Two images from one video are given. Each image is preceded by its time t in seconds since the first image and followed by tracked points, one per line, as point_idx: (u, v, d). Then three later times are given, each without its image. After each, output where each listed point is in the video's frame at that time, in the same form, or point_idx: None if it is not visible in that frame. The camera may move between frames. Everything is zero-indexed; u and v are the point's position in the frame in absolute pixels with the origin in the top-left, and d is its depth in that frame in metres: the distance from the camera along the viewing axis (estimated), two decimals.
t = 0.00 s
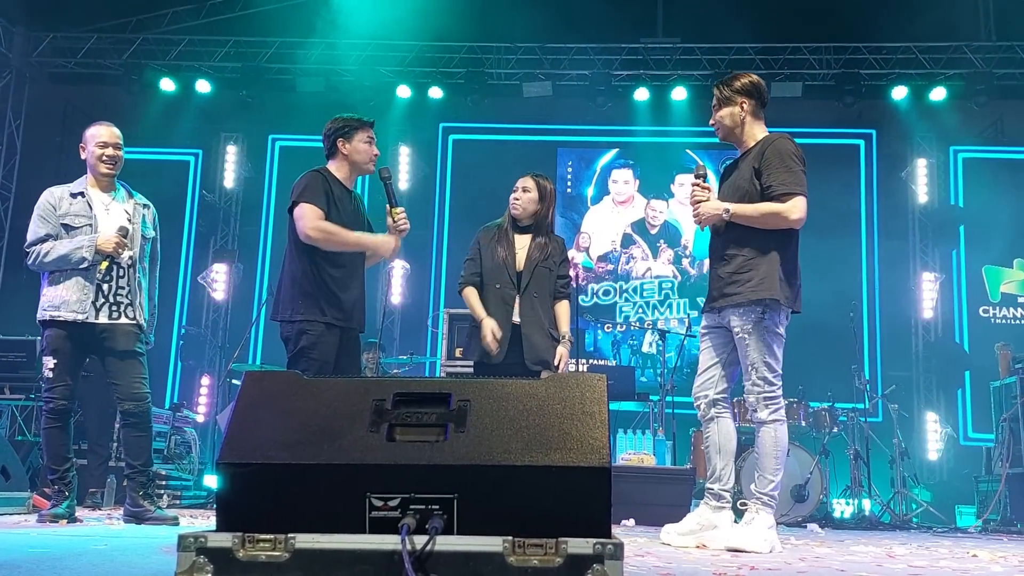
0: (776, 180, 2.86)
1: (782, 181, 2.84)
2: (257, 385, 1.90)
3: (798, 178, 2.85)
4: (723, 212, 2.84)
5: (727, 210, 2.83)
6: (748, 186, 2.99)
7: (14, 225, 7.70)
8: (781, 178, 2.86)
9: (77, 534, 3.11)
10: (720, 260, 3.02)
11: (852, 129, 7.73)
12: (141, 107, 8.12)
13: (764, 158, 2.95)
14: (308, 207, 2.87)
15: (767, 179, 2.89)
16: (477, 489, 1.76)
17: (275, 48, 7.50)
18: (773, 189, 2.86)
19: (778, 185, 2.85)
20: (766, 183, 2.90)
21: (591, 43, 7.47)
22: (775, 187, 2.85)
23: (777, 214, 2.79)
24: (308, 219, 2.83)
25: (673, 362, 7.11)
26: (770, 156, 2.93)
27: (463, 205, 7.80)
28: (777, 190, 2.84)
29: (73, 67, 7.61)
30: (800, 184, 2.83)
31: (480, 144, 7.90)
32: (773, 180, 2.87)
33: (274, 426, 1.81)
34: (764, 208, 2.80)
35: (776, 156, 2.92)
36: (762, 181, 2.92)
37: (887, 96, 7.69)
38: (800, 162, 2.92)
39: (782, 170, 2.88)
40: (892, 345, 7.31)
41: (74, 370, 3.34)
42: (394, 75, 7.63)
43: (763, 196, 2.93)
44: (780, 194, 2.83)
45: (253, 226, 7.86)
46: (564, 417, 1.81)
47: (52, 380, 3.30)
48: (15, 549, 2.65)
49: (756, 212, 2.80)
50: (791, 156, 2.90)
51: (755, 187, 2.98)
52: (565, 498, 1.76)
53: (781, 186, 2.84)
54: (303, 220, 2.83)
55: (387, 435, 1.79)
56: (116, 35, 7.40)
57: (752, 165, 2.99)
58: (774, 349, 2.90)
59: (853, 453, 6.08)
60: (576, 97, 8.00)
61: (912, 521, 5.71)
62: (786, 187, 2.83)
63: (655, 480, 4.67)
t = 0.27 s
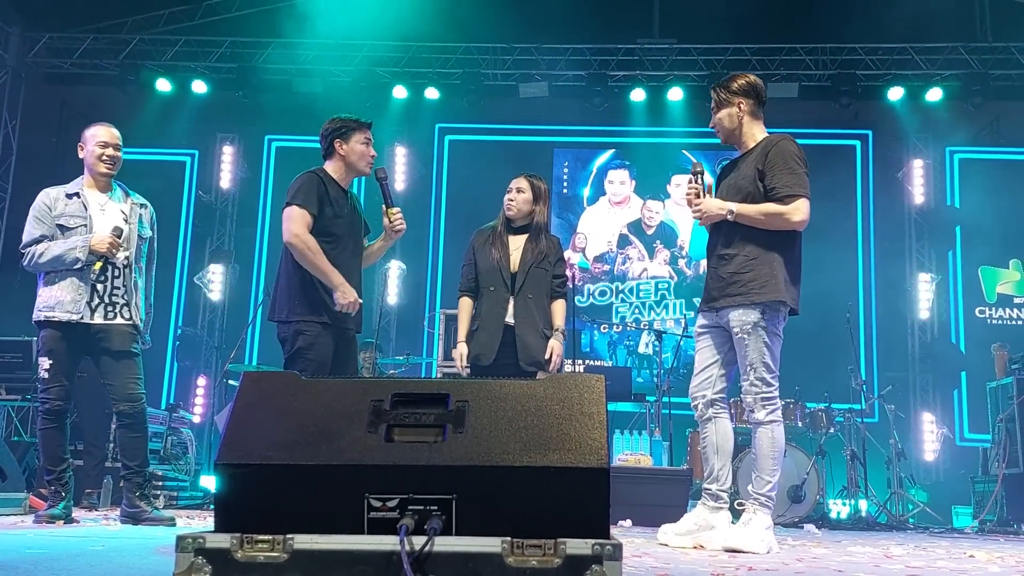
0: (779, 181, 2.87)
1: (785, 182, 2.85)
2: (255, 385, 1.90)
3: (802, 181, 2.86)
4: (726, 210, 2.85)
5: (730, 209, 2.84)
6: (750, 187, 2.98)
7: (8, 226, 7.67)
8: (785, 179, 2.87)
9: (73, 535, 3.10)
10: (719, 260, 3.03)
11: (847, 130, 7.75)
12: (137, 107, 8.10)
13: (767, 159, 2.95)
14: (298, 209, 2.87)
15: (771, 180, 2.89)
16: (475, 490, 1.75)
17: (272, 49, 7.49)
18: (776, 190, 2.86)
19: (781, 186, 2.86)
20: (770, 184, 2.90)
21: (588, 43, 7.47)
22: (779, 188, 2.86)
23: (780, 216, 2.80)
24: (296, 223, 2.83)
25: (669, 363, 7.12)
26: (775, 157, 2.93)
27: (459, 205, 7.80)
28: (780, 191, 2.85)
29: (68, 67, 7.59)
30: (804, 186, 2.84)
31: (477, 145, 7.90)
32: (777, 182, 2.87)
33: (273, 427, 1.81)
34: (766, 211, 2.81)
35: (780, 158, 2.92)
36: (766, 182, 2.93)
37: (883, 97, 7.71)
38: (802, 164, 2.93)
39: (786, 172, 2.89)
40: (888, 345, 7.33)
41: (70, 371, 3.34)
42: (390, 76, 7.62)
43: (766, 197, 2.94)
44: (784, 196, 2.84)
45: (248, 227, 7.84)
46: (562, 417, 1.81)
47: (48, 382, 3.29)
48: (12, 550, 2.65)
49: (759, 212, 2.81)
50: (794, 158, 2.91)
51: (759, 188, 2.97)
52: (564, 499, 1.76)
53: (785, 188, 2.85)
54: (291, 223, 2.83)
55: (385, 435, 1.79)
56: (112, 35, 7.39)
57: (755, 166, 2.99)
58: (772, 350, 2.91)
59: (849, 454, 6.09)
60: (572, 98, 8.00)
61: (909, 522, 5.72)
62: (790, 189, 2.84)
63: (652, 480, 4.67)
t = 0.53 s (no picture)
0: (773, 179, 2.87)
1: (778, 180, 2.85)
2: (256, 386, 1.89)
3: (795, 180, 2.86)
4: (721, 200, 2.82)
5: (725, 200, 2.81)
6: (746, 187, 2.98)
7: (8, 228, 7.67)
8: (779, 176, 2.87)
9: (73, 536, 3.10)
10: (717, 259, 3.02)
11: (848, 130, 7.74)
12: (137, 109, 8.11)
13: (763, 159, 2.96)
14: (314, 211, 2.86)
15: (765, 178, 2.89)
16: (476, 491, 1.75)
17: (271, 51, 7.48)
18: (770, 188, 2.86)
19: (775, 184, 2.86)
20: (764, 182, 2.90)
21: (587, 44, 7.47)
22: (772, 186, 2.86)
23: (771, 213, 2.79)
24: (312, 220, 2.82)
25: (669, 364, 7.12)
26: (770, 156, 2.93)
27: (459, 206, 7.80)
28: (774, 189, 2.85)
29: (68, 69, 7.58)
30: (797, 185, 2.83)
31: (477, 146, 7.90)
32: (771, 180, 2.88)
33: (274, 428, 1.81)
34: (758, 207, 2.79)
35: (775, 156, 2.92)
36: (761, 181, 2.93)
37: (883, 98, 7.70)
38: (798, 162, 2.93)
39: (780, 170, 2.89)
40: (889, 346, 7.32)
41: (69, 372, 3.33)
42: (390, 77, 7.61)
43: (761, 196, 2.93)
44: (777, 194, 2.84)
45: (248, 228, 7.84)
46: (563, 418, 1.81)
47: (48, 383, 3.28)
48: (12, 551, 2.64)
49: (751, 207, 2.79)
50: (789, 156, 2.91)
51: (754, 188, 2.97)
52: (564, 500, 1.76)
53: (778, 186, 2.84)
54: (308, 221, 2.81)
55: (386, 436, 1.79)
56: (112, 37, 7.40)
57: (751, 165, 2.99)
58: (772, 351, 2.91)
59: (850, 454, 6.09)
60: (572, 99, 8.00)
61: (910, 522, 5.71)
62: (783, 188, 2.84)
63: (652, 481, 4.67)
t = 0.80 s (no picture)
0: (760, 180, 2.87)
1: (763, 181, 2.85)
2: (253, 389, 1.89)
3: (781, 180, 2.85)
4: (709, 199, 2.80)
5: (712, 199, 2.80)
6: (733, 188, 2.99)
7: (10, 231, 7.69)
8: (765, 177, 2.87)
9: (73, 540, 3.11)
10: (707, 261, 3.03)
11: (849, 130, 7.72)
12: (138, 112, 8.13)
13: (751, 160, 2.96)
14: (317, 208, 2.87)
15: (752, 179, 2.90)
16: (473, 493, 1.75)
17: (270, 53, 7.48)
18: (755, 188, 2.86)
19: (761, 185, 2.86)
20: (750, 183, 2.91)
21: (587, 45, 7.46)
22: (758, 187, 2.86)
23: (756, 214, 2.79)
24: (319, 218, 2.83)
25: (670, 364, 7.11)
26: (758, 157, 2.94)
27: (460, 208, 7.81)
28: (760, 189, 2.85)
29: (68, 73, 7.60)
30: (782, 186, 2.83)
31: (477, 148, 7.90)
32: (757, 181, 2.88)
33: (270, 430, 1.80)
34: (744, 206, 2.79)
35: (762, 158, 2.93)
36: (748, 182, 2.93)
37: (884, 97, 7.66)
38: (785, 163, 2.92)
39: (767, 171, 2.88)
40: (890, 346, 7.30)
41: (69, 376, 3.34)
42: (390, 79, 7.59)
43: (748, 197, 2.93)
44: (762, 195, 2.84)
45: (249, 230, 7.85)
46: (560, 420, 1.80)
47: (48, 387, 3.28)
48: (11, 554, 2.65)
49: (736, 207, 2.78)
50: (777, 157, 2.91)
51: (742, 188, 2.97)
52: (561, 502, 1.75)
53: (764, 187, 2.85)
54: (314, 220, 2.82)
55: (382, 439, 1.78)
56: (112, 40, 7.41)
57: (739, 166, 3.00)
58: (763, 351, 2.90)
59: (851, 455, 6.07)
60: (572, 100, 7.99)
61: (911, 523, 5.70)
62: (769, 188, 2.84)
63: (652, 482, 4.67)
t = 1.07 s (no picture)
0: (754, 180, 2.87)
1: (758, 181, 2.85)
2: (252, 391, 1.88)
3: (775, 180, 2.85)
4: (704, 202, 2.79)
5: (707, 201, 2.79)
6: (729, 189, 2.99)
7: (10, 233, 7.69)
8: (760, 178, 2.86)
9: (74, 542, 3.11)
10: (703, 263, 3.04)
11: (849, 130, 7.71)
12: (138, 114, 8.13)
13: (745, 161, 2.95)
14: (301, 214, 2.87)
15: (746, 180, 2.89)
16: (473, 496, 1.75)
17: (270, 55, 7.48)
18: (750, 189, 2.86)
19: (755, 186, 2.86)
20: (745, 183, 2.90)
21: (586, 46, 7.45)
22: (753, 187, 2.86)
23: (751, 215, 2.79)
24: (302, 227, 2.83)
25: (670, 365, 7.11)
26: (752, 158, 2.94)
27: (459, 209, 7.81)
28: (754, 190, 2.85)
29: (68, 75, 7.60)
30: (777, 186, 2.83)
31: (477, 149, 7.89)
32: (752, 181, 2.87)
33: (269, 433, 1.80)
34: (737, 208, 2.78)
35: (757, 159, 2.92)
36: (742, 182, 2.93)
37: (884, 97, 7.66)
38: (780, 163, 2.92)
39: (761, 171, 2.88)
40: (891, 346, 7.30)
41: (69, 379, 3.34)
42: (389, 81, 7.61)
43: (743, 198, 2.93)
44: (757, 196, 2.84)
45: (249, 232, 7.86)
46: (559, 422, 1.80)
47: (48, 389, 3.28)
48: (11, 557, 2.65)
49: (732, 209, 2.78)
50: (771, 157, 2.91)
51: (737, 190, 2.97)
52: (561, 504, 1.75)
53: (759, 188, 2.85)
54: (297, 227, 2.83)
55: (382, 441, 1.77)
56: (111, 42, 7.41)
57: (734, 168, 2.99)
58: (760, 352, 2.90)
59: (851, 456, 6.07)
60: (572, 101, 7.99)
61: (911, 523, 5.69)
62: (764, 189, 2.83)
63: (653, 484, 4.67)
